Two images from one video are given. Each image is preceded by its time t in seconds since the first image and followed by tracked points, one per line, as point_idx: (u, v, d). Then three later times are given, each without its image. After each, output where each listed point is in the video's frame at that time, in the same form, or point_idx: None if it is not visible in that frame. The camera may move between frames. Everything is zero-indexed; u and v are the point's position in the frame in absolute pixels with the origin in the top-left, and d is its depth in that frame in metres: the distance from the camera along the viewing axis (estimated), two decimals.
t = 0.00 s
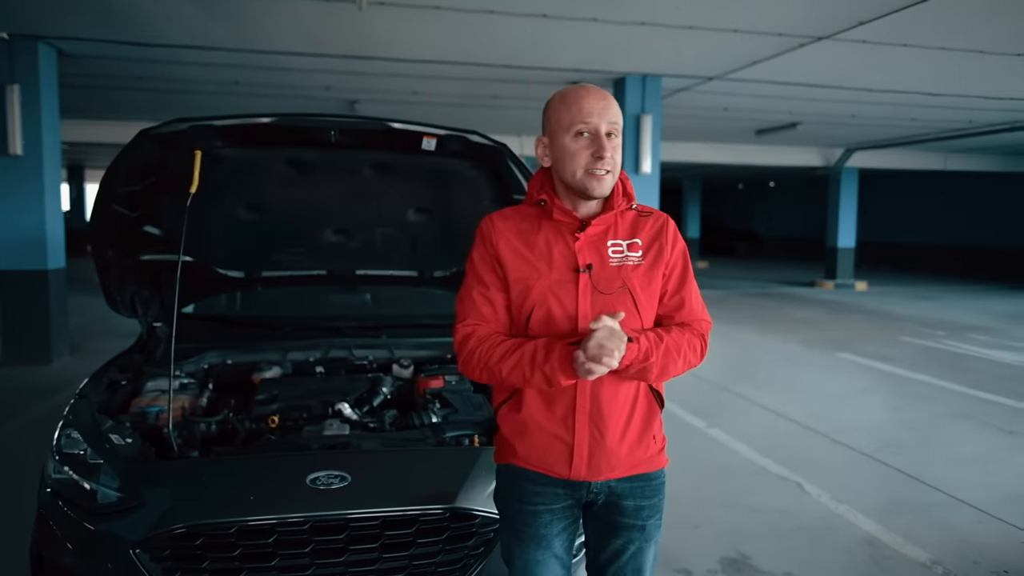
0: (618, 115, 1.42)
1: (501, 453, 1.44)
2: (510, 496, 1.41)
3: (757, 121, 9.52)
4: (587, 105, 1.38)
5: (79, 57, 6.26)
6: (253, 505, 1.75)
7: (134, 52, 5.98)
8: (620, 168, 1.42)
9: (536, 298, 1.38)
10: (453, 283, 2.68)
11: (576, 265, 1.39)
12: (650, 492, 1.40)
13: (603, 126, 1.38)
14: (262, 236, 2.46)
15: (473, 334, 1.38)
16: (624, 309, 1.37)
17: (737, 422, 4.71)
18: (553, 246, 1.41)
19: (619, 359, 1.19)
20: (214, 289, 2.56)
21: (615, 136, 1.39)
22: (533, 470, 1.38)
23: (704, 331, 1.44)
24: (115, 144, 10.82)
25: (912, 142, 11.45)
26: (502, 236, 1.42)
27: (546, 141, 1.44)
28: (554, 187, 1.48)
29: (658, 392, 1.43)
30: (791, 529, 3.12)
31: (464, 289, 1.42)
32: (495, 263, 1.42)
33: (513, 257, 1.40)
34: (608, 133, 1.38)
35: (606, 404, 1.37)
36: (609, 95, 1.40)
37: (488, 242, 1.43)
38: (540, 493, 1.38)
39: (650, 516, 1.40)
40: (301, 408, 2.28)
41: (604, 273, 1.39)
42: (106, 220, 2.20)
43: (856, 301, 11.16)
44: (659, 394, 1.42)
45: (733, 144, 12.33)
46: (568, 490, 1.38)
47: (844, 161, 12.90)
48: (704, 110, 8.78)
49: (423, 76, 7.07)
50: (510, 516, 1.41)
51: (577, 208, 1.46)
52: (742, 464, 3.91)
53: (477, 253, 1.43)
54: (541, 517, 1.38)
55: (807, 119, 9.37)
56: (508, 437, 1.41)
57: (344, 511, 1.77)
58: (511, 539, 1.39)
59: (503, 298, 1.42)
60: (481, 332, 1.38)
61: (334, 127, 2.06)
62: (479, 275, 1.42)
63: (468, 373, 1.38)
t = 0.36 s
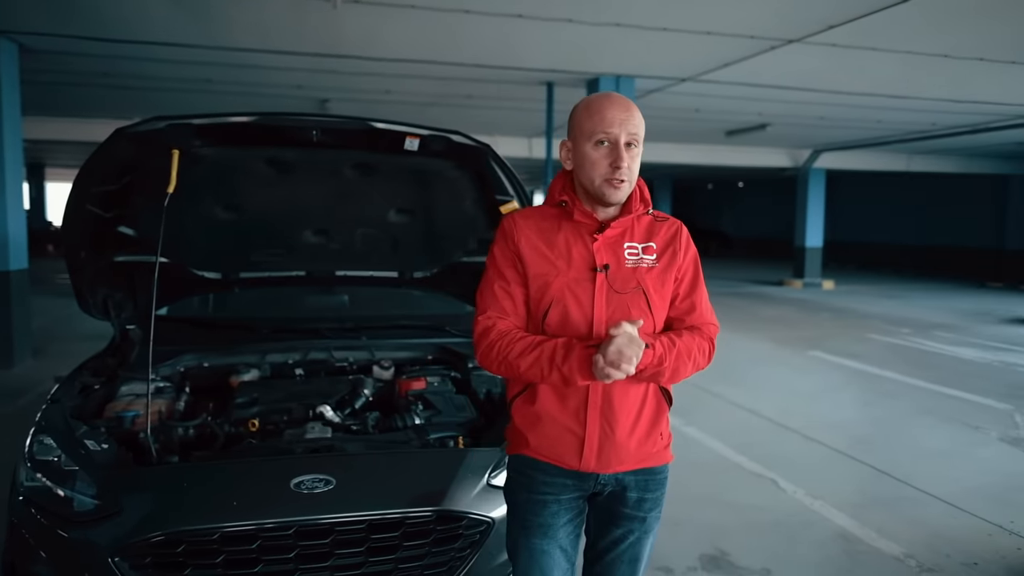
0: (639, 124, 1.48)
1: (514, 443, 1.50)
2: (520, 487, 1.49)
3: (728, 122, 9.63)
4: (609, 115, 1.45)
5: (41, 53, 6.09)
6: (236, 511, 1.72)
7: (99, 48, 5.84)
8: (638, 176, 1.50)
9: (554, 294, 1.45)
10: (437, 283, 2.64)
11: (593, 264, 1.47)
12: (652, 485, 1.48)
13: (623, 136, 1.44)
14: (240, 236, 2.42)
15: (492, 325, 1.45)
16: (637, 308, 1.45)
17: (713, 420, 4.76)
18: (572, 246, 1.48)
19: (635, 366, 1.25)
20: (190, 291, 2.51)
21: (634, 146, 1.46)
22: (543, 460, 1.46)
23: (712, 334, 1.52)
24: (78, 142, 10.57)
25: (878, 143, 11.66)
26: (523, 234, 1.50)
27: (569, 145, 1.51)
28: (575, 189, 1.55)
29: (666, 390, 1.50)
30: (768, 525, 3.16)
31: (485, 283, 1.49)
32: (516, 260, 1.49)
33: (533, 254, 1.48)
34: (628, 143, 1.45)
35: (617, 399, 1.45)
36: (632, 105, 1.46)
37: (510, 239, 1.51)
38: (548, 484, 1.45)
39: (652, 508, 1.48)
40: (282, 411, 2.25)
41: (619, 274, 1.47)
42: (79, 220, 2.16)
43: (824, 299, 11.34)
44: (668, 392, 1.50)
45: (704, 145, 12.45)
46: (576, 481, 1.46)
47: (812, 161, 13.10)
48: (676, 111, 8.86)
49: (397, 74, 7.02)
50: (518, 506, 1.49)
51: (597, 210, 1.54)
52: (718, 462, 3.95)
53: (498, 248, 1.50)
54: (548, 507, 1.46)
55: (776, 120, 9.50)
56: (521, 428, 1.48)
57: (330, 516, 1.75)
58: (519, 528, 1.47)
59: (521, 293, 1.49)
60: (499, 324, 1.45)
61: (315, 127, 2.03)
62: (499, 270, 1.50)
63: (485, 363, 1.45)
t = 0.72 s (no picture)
0: (635, 127, 1.58)
1: (514, 428, 1.61)
2: (516, 471, 1.59)
3: (697, 123, 9.74)
4: (604, 119, 1.56)
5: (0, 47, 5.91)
6: (221, 514, 1.70)
7: (62, 43, 5.69)
8: (635, 177, 1.59)
9: (550, 286, 1.57)
10: (414, 283, 2.66)
11: (590, 262, 1.57)
12: (643, 479, 1.54)
13: (616, 138, 1.55)
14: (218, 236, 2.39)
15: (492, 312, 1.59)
16: (630, 305, 1.53)
17: (686, 417, 4.82)
18: (572, 244, 1.60)
19: (604, 328, 1.37)
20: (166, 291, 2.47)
21: (628, 148, 1.55)
22: (537, 445, 1.56)
23: (710, 336, 1.57)
24: (38, 139, 10.29)
25: (842, 144, 11.90)
26: (528, 231, 1.63)
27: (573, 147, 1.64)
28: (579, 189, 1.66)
29: (661, 388, 1.56)
30: (744, 519, 3.21)
31: (490, 274, 1.64)
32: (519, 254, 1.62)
33: (533, 249, 1.60)
34: (621, 145, 1.55)
35: (607, 391, 1.53)
36: (626, 110, 1.56)
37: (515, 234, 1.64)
38: (540, 467, 1.55)
39: (640, 502, 1.55)
40: (263, 412, 2.22)
41: (615, 271, 1.57)
42: (53, 219, 2.11)
43: (791, 298, 11.53)
44: (661, 390, 1.56)
45: (673, 146, 12.56)
46: (567, 468, 1.54)
47: (778, 162, 13.31)
48: (647, 112, 8.94)
49: (369, 73, 6.97)
50: (513, 490, 1.59)
51: (599, 210, 1.63)
52: (694, 458, 4.00)
53: (504, 243, 1.65)
54: (541, 490, 1.55)
55: (744, 122, 9.64)
56: (519, 414, 1.59)
57: (318, 518, 1.74)
58: (512, 508, 1.56)
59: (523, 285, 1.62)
60: (498, 310, 1.58)
61: (298, 125, 2.01)
62: (504, 263, 1.64)
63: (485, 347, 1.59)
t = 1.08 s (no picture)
0: (633, 132, 1.60)
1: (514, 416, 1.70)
2: (512, 458, 1.67)
3: (673, 123, 9.82)
4: (600, 125, 1.59)
5: None
6: (215, 518, 1.68)
7: (31, 39, 5.57)
8: (633, 181, 1.62)
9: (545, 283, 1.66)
10: (401, 283, 2.67)
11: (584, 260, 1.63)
12: (631, 477, 1.56)
13: (611, 144, 1.58)
14: (205, 236, 2.35)
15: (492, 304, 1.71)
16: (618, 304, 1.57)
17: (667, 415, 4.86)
18: (570, 242, 1.67)
19: (572, 336, 1.42)
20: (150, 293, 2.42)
21: (624, 154, 1.58)
22: (529, 434, 1.64)
23: (702, 339, 1.54)
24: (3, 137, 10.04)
25: (814, 146, 12.08)
26: (531, 229, 1.73)
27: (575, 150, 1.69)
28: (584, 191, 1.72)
29: (652, 388, 1.56)
30: (729, 516, 3.25)
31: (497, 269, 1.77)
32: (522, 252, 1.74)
33: (533, 246, 1.70)
34: (616, 151, 1.58)
35: (594, 386, 1.57)
36: (624, 115, 1.59)
37: (520, 232, 1.75)
38: (531, 454, 1.63)
39: (628, 499, 1.56)
40: (253, 414, 2.21)
41: (607, 270, 1.61)
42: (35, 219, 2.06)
43: (765, 297, 11.66)
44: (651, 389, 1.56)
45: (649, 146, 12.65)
46: (556, 458, 1.60)
47: (752, 163, 13.48)
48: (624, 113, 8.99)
49: (346, 71, 6.92)
50: (508, 476, 1.67)
51: (599, 212, 1.68)
52: (676, 456, 4.04)
53: (512, 241, 1.77)
54: (531, 476, 1.62)
55: (719, 122, 9.74)
56: (516, 402, 1.68)
57: (314, 520, 1.72)
58: (505, 492, 1.65)
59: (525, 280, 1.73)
60: (496, 302, 1.70)
61: (289, 124, 2.00)
62: (509, 260, 1.76)
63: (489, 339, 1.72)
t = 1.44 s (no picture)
0: (623, 129, 1.61)
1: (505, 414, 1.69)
2: (502, 456, 1.66)
3: (653, 123, 9.89)
4: (591, 120, 1.60)
5: None
6: (212, 519, 1.66)
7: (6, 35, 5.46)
8: (624, 177, 1.62)
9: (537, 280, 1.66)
10: (391, 283, 2.66)
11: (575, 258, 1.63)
12: (625, 473, 1.56)
13: (602, 140, 1.59)
14: (194, 236, 2.33)
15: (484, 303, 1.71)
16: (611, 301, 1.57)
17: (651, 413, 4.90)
18: (561, 241, 1.67)
19: (574, 312, 1.43)
20: (137, 293, 2.39)
21: (615, 149, 1.59)
22: (521, 433, 1.63)
23: (695, 335, 1.56)
24: None
25: (791, 146, 12.22)
26: (522, 227, 1.73)
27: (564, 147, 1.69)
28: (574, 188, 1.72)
29: (644, 384, 1.57)
30: (717, 512, 3.28)
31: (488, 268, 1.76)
32: (512, 250, 1.73)
33: (524, 244, 1.70)
34: (607, 146, 1.59)
35: (586, 383, 1.56)
36: (614, 111, 1.60)
37: (511, 231, 1.75)
38: (522, 452, 1.62)
39: (622, 495, 1.56)
40: (245, 415, 2.18)
41: (599, 268, 1.61)
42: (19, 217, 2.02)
43: (744, 296, 11.78)
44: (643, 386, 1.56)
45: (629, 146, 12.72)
46: (549, 456, 1.60)
47: (730, 163, 13.61)
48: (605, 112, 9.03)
49: (327, 70, 6.87)
50: (498, 475, 1.66)
51: (589, 210, 1.68)
52: (663, 454, 4.07)
53: (503, 240, 1.76)
54: (522, 474, 1.61)
55: (699, 123, 9.82)
56: (508, 400, 1.67)
57: (312, 521, 1.71)
58: (495, 490, 1.63)
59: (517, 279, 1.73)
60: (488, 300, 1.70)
61: (282, 122, 1.98)
62: (501, 259, 1.75)
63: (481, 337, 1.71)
